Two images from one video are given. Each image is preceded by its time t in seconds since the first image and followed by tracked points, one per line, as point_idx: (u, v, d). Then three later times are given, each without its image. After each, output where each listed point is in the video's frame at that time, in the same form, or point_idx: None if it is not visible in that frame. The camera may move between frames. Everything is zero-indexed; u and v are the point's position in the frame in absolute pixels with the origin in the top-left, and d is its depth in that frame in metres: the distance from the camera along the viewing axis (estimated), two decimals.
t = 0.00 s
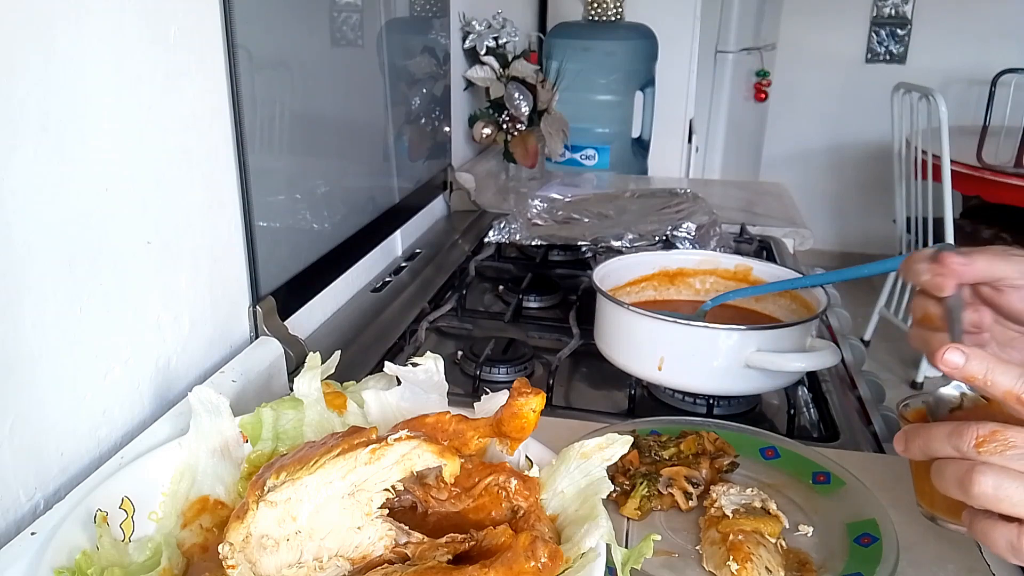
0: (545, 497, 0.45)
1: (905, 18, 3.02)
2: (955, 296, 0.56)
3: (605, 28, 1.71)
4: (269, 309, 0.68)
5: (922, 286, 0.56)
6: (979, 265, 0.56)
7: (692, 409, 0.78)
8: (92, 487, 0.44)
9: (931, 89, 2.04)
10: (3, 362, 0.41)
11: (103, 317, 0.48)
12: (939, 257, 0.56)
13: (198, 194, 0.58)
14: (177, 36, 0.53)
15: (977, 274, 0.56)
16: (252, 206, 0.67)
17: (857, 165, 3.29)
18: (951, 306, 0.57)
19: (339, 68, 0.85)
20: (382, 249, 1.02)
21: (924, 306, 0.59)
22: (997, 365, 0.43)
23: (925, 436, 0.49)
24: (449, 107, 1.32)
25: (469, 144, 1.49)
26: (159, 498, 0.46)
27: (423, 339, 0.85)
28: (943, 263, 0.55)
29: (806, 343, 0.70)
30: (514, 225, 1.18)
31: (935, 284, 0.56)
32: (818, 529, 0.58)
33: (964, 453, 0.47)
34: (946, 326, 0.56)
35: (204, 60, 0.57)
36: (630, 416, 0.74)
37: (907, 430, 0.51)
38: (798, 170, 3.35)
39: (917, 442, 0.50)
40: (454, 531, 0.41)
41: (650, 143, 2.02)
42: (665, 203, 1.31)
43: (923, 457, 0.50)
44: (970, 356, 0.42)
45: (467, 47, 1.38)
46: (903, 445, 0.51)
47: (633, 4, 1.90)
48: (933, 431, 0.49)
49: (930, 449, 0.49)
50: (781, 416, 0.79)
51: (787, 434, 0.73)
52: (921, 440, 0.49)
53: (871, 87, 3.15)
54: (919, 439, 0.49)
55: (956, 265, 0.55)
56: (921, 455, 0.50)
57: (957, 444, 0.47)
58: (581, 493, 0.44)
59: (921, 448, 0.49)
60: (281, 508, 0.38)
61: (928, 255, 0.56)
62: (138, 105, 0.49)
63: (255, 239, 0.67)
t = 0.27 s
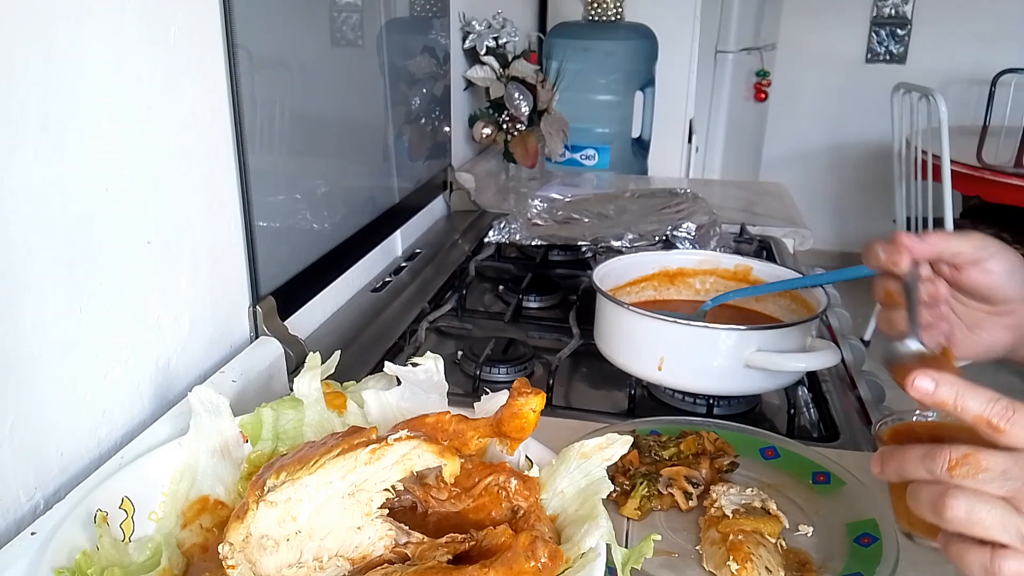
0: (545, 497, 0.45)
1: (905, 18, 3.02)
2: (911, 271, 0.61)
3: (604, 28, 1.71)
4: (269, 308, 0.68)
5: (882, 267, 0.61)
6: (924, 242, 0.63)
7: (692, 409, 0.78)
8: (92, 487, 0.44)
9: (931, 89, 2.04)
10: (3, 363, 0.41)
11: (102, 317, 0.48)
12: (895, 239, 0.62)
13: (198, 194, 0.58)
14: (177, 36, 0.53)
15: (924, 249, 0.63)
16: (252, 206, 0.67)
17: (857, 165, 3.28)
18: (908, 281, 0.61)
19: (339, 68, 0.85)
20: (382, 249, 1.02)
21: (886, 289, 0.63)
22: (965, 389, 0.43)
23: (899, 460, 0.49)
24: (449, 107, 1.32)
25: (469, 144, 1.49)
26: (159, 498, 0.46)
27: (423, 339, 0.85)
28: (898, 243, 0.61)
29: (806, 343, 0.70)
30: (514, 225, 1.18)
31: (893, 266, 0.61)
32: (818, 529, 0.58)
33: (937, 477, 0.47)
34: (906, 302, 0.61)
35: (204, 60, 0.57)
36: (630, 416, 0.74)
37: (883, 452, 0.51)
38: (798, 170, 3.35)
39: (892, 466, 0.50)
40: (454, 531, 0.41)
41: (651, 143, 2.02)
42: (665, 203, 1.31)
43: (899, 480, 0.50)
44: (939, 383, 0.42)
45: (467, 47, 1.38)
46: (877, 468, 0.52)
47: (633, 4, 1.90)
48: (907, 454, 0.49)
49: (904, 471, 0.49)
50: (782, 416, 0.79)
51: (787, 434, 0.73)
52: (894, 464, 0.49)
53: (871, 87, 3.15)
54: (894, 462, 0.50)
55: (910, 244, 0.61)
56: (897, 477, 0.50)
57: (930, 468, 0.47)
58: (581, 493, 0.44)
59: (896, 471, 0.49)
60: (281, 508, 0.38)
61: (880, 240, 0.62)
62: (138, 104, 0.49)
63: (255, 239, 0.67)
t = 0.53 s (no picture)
0: (545, 497, 0.45)
1: (905, 18, 3.02)
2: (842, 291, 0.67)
3: (605, 28, 1.71)
4: (269, 308, 0.68)
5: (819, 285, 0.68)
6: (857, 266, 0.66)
7: (692, 409, 0.78)
8: (92, 487, 0.44)
9: (931, 89, 2.04)
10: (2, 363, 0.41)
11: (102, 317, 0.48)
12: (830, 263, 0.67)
13: (198, 194, 0.58)
14: (177, 36, 0.53)
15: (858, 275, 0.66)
16: (252, 206, 0.67)
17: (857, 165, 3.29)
18: (834, 302, 0.67)
19: (339, 68, 0.85)
20: (382, 249, 1.02)
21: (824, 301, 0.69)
22: (1021, 471, 0.34)
23: (939, 541, 0.36)
24: (449, 107, 1.32)
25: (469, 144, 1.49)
26: (159, 498, 0.46)
27: (423, 339, 0.85)
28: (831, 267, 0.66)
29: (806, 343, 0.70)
30: (514, 225, 1.18)
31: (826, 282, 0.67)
32: (818, 529, 0.58)
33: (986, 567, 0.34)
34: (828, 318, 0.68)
35: (203, 60, 0.57)
36: (630, 416, 0.74)
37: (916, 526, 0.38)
38: (798, 170, 3.35)
39: (927, 548, 0.36)
40: (454, 531, 0.41)
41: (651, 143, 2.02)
42: (665, 203, 1.31)
43: (939, 567, 0.36)
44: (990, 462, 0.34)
45: (467, 47, 1.38)
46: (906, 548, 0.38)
47: (633, 4, 1.90)
48: (947, 535, 0.35)
49: (945, 557, 0.35)
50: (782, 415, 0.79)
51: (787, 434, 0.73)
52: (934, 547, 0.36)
53: (871, 87, 3.15)
54: (932, 544, 0.36)
55: (842, 269, 0.66)
56: (937, 564, 0.36)
57: (976, 555, 0.34)
58: (581, 493, 0.44)
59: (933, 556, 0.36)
60: (281, 508, 0.38)
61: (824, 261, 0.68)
62: (137, 104, 0.49)
63: (255, 239, 0.67)
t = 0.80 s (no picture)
0: (546, 497, 0.45)
1: (905, 18, 3.02)
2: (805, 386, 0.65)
3: (605, 28, 1.71)
4: (269, 308, 0.68)
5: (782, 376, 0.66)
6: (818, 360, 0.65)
7: (692, 409, 0.78)
8: (92, 487, 0.44)
9: (931, 89, 2.04)
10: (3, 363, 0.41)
11: (102, 317, 0.48)
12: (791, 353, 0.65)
13: (198, 195, 0.57)
14: (177, 37, 0.53)
15: (819, 368, 0.65)
16: (252, 206, 0.67)
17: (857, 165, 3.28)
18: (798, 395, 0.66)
19: (339, 68, 0.85)
20: (382, 249, 1.02)
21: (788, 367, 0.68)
22: None
23: None
24: (449, 107, 1.32)
25: (469, 144, 1.49)
26: (159, 498, 0.46)
27: (423, 339, 0.85)
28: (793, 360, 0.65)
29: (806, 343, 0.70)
30: (514, 225, 1.18)
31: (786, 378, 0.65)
32: (817, 529, 0.58)
33: None
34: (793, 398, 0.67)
35: (203, 60, 0.57)
36: (630, 416, 0.74)
37: None
38: (798, 170, 3.35)
39: None
40: (454, 531, 0.42)
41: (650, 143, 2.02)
42: (665, 203, 1.31)
43: None
44: None
45: (467, 47, 1.38)
46: None
47: (633, 4, 1.90)
48: None
49: None
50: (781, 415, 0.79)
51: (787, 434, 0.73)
52: None
53: (871, 87, 3.15)
54: None
55: (802, 362, 0.64)
56: None
57: None
58: (581, 492, 0.44)
59: None
60: (281, 507, 0.38)
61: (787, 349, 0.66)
62: (138, 104, 0.49)
63: (255, 239, 0.67)
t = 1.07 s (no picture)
0: (546, 496, 0.45)
1: (905, 18, 3.03)
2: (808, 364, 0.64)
3: (604, 28, 1.71)
4: (269, 308, 0.68)
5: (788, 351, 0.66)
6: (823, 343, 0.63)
7: (692, 409, 0.78)
8: (92, 486, 0.44)
9: (931, 90, 2.04)
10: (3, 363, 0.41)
11: (102, 317, 0.48)
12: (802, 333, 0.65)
13: (198, 195, 0.57)
14: (177, 37, 0.53)
15: (827, 351, 0.64)
16: (252, 205, 0.67)
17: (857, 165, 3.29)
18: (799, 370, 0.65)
19: (339, 68, 0.85)
20: (382, 250, 1.02)
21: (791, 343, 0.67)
22: None
23: None
24: (449, 107, 1.32)
25: (469, 144, 1.49)
26: (159, 498, 0.46)
27: (423, 339, 0.85)
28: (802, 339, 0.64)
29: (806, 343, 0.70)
30: (514, 225, 1.18)
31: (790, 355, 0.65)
32: (817, 529, 0.58)
33: None
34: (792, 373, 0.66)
35: (203, 60, 0.57)
36: (630, 417, 0.74)
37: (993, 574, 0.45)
38: (798, 170, 3.35)
39: None
40: (454, 531, 0.41)
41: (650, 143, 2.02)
42: (665, 203, 1.31)
43: None
44: None
45: (467, 47, 1.38)
46: None
47: (633, 4, 1.90)
48: None
49: None
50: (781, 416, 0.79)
51: (786, 435, 0.73)
52: None
53: (871, 87, 3.15)
54: None
55: (809, 342, 0.64)
56: None
57: None
58: (581, 492, 0.44)
59: None
60: (281, 508, 0.38)
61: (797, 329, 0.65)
62: (138, 104, 0.49)
63: (255, 239, 0.67)
